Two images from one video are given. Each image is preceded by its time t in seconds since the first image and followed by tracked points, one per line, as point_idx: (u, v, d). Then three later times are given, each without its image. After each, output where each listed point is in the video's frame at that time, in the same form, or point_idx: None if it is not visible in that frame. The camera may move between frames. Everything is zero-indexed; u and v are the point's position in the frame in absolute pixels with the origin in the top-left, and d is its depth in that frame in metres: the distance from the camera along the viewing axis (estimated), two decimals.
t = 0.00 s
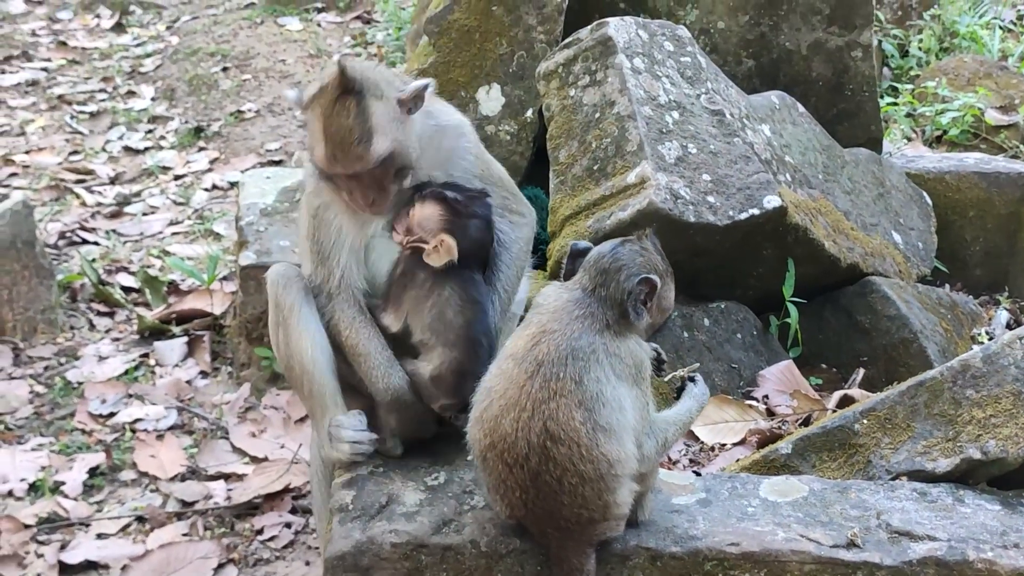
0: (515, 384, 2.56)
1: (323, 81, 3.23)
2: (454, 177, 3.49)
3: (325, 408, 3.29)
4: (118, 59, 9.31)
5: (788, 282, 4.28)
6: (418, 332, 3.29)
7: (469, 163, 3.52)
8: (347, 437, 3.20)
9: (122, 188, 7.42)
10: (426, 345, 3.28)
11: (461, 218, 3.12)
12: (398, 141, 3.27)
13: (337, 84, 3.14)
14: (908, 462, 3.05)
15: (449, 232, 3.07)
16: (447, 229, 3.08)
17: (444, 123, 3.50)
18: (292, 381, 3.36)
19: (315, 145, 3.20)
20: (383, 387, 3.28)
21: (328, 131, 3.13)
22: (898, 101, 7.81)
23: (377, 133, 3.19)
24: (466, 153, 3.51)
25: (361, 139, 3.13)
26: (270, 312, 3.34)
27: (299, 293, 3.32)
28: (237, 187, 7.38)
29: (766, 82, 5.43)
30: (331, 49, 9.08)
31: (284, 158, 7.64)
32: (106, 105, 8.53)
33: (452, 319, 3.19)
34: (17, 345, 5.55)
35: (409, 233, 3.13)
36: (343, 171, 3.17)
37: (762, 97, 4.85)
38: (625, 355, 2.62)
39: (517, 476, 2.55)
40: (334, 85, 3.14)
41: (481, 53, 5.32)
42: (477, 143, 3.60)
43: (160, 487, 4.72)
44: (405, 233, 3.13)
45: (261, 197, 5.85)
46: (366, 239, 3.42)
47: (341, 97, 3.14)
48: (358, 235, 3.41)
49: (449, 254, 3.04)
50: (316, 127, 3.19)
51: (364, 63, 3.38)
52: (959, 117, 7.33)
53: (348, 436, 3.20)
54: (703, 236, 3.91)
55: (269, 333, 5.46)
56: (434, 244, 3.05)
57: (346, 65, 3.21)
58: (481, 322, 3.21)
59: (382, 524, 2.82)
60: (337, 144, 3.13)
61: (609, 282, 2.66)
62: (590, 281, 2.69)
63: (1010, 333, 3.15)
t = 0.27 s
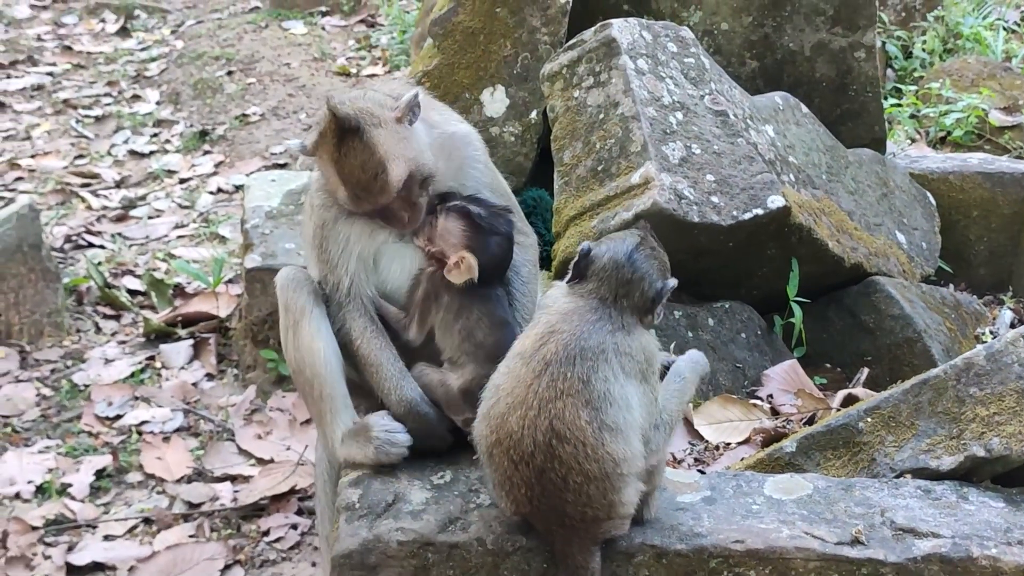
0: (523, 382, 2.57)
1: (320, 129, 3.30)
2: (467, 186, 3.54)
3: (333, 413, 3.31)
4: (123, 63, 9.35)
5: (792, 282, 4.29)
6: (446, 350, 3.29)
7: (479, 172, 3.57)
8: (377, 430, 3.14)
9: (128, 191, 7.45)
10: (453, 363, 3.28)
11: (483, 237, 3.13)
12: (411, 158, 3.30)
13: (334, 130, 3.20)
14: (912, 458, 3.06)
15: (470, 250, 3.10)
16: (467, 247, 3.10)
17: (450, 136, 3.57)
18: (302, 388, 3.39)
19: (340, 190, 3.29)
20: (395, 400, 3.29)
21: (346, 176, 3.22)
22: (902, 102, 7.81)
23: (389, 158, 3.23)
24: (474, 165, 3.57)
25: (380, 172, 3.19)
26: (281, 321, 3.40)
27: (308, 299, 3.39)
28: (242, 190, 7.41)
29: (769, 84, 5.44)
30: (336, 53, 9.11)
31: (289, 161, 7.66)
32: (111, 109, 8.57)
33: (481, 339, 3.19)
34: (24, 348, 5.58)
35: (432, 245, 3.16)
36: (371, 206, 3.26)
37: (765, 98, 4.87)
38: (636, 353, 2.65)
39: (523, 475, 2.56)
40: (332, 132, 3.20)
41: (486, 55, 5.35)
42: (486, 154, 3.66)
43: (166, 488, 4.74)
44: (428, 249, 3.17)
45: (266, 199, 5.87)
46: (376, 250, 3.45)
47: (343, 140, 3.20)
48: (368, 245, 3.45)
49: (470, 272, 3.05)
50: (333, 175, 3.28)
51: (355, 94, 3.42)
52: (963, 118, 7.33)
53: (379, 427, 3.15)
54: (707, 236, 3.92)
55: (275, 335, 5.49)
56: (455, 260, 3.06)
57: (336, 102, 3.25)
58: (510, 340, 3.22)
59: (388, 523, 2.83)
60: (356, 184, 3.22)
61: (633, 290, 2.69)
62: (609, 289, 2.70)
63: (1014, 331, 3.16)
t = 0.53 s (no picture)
0: (533, 384, 2.59)
1: (336, 126, 3.17)
2: (472, 188, 3.50)
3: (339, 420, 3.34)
4: (128, 67, 9.39)
5: (796, 283, 4.30)
6: (446, 351, 3.31)
7: (484, 173, 3.54)
8: (384, 439, 3.12)
9: (133, 195, 7.48)
10: (454, 365, 3.30)
11: (504, 240, 3.15)
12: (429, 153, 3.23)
13: (355, 124, 3.08)
14: (916, 458, 3.07)
15: (490, 255, 3.13)
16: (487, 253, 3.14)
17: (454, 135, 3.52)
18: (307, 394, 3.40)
19: (358, 184, 3.15)
20: (397, 411, 3.29)
21: (369, 171, 3.10)
22: (906, 104, 7.82)
23: (412, 151, 3.13)
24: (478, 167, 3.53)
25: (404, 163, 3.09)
26: (287, 327, 3.39)
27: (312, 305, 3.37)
28: (247, 193, 7.43)
29: (773, 85, 5.46)
30: (340, 56, 9.13)
31: (294, 164, 7.67)
32: (117, 112, 8.60)
33: (481, 342, 3.21)
34: (30, 351, 5.60)
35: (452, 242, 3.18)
36: (396, 198, 3.15)
37: (769, 100, 4.88)
38: (647, 342, 2.66)
39: (532, 476, 2.58)
40: (353, 126, 3.08)
41: (490, 57, 5.37)
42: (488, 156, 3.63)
43: (173, 490, 4.76)
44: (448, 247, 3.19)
45: (272, 202, 5.90)
46: (379, 254, 3.44)
47: (365, 134, 3.08)
48: (371, 251, 3.43)
49: (484, 277, 3.09)
50: (352, 171, 3.15)
51: (365, 92, 3.30)
52: (967, 119, 7.33)
53: (385, 437, 3.13)
54: (710, 238, 3.94)
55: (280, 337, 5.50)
56: (472, 265, 3.11)
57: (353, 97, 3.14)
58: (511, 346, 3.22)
59: (394, 523, 2.85)
60: (381, 179, 3.11)
61: (642, 286, 2.69)
62: (617, 288, 2.69)
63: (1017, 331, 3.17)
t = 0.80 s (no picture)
0: (550, 388, 2.58)
1: (350, 126, 3.11)
2: (473, 193, 3.50)
3: (343, 423, 3.36)
4: (133, 69, 9.43)
5: (799, 283, 4.31)
6: (452, 352, 3.33)
7: (484, 178, 3.54)
8: (385, 441, 3.09)
9: (138, 197, 7.50)
10: (459, 366, 3.32)
11: (516, 244, 3.17)
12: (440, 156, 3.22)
13: (373, 124, 3.03)
14: (918, 459, 3.08)
15: (500, 259, 3.16)
16: (497, 257, 3.16)
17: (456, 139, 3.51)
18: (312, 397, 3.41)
19: (375, 185, 3.11)
20: (401, 415, 3.29)
21: (387, 172, 3.06)
22: (910, 105, 7.81)
23: (428, 153, 3.11)
24: (480, 172, 3.53)
25: (422, 167, 3.06)
26: (289, 330, 3.41)
27: (314, 308, 3.40)
28: (251, 195, 7.45)
29: (776, 86, 5.46)
30: (345, 58, 9.15)
31: (299, 166, 7.69)
32: (122, 115, 8.63)
33: (489, 344, 3.26)
34: (36, 353, 5.62)
35: (466, 243, 3.23)
36: (413, 201, 3.13)
37: (772, 101, 4.88)
38: (657, 338, 2.66)
39: (546, 480, 2.57)
40: (371, 127, 3.03)
41: (493, 58, 5.38)
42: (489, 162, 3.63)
43: (178, 492, 4.78)
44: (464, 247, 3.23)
45: (276, 204, 5.91)
46: (379, 260, 3.45)
47: (383, 135, 3.03)
48: (371, 257, 3.43)
49: (493, 281, 3.11)
50: (368, 173, 3.10)
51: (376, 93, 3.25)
52: (971, 120, 7.33)
53: (386, 439, 3.09)
54: (713, 238, 3.94)
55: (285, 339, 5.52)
56: (481, 267, 3.13)
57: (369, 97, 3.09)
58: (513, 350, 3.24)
59: (397, 523, 2.86)
60: (399, 181, 3.07)
61: (640, 280, 2.70)
62: (616, 284, 2.71)
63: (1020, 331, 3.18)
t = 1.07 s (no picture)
0: (579, 391, 2.53)
1: (374, 127, 3.13)
2: (485, 200, 3.44)
3: (347, 421, 3.35)
4: (139, 69, 9.45)
5: (804, 282, 4.30)
6: (468, 348, 3.26)
7: (497, 184, 3.48)
8: (387, 441, 3.13)
9: (144, 197, 7.52)
10: (473, 360, 3.24)
11: (540, 247, 3.10)
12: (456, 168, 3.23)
13: (396, 129, 3.05)
14: (923, 458, 3.07)
15: (525, 261, 3.09)
16: (521, 260, 3.10)
17: (473, 147, 3.49)
18: (316, 395, 3.39)
19: (388, 190, 3.12)
20: (405, 416, 3.27)
21: (401, 178, 3.07)
22: (916, 104, 7.80)
23: (445, 164, 3.13)
24: (494, 179, 3.47)
25: (438, 176, 3.08)
26: (294, 326, 3.41)
27: (319, 306, 3.41)
28: (257, 195, 7.46)
29: (781, 86, 5.46)
30: (350, 58, 9.16)
31: (305, 166, 7.69)
32: (128, 115, 8.66)
33: (508, 342, 3.18)
34: (42, 353, 5.64)
35: (488, 244, 3.16)
36: (424, 211, 3.13)
37: (777, 100, 4.88)
38: (669, 328, 2.66)
39: (577, 483, 2.56)
40: (392, 131, 3.05)
41: (499, 58, 5.39)
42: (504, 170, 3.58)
43: (183, 491, 4.79)
44: (486, 249, 3.16)
45: (281, 204, 5.93)
46: (386, 262, 3.43)
47: (404, 140, 3.05)
48: (379, 258, 3.41)
49: (519, 284, 3.07)
50: (383, 177, 3.11)
51: (401, 95, 3.27)
52: (977, 119, 7.31)
53: (389, 439, 3.13)
54: (719, 237, 3.94)
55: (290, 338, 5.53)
56: (505, 271, 3.09)
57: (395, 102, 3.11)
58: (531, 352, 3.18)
59: (402, 522, 2.86)
60: (412, 189, 3.08)
61: (648, 274, 2.68)
62: (628, 281, 2.65)
63: None
